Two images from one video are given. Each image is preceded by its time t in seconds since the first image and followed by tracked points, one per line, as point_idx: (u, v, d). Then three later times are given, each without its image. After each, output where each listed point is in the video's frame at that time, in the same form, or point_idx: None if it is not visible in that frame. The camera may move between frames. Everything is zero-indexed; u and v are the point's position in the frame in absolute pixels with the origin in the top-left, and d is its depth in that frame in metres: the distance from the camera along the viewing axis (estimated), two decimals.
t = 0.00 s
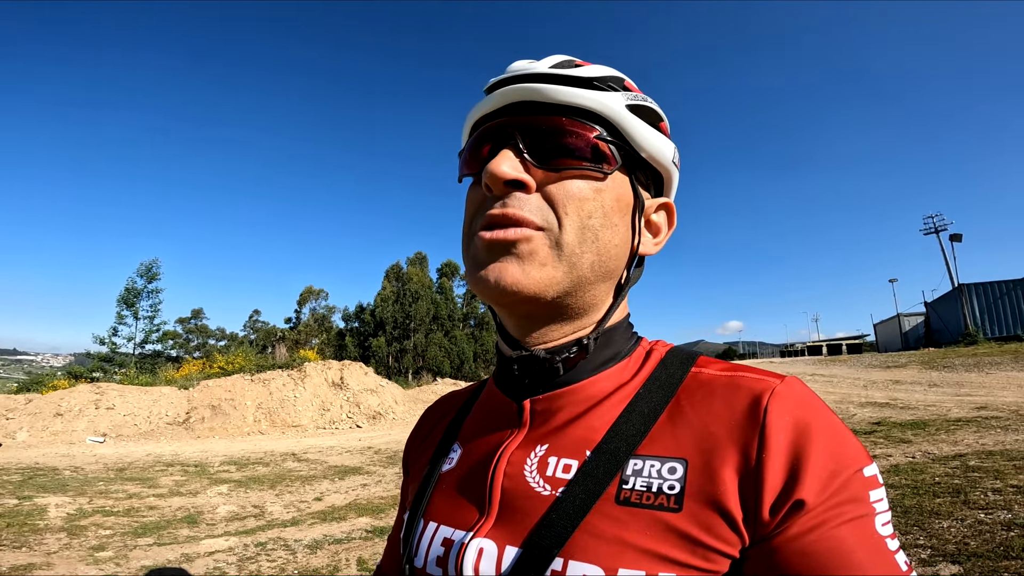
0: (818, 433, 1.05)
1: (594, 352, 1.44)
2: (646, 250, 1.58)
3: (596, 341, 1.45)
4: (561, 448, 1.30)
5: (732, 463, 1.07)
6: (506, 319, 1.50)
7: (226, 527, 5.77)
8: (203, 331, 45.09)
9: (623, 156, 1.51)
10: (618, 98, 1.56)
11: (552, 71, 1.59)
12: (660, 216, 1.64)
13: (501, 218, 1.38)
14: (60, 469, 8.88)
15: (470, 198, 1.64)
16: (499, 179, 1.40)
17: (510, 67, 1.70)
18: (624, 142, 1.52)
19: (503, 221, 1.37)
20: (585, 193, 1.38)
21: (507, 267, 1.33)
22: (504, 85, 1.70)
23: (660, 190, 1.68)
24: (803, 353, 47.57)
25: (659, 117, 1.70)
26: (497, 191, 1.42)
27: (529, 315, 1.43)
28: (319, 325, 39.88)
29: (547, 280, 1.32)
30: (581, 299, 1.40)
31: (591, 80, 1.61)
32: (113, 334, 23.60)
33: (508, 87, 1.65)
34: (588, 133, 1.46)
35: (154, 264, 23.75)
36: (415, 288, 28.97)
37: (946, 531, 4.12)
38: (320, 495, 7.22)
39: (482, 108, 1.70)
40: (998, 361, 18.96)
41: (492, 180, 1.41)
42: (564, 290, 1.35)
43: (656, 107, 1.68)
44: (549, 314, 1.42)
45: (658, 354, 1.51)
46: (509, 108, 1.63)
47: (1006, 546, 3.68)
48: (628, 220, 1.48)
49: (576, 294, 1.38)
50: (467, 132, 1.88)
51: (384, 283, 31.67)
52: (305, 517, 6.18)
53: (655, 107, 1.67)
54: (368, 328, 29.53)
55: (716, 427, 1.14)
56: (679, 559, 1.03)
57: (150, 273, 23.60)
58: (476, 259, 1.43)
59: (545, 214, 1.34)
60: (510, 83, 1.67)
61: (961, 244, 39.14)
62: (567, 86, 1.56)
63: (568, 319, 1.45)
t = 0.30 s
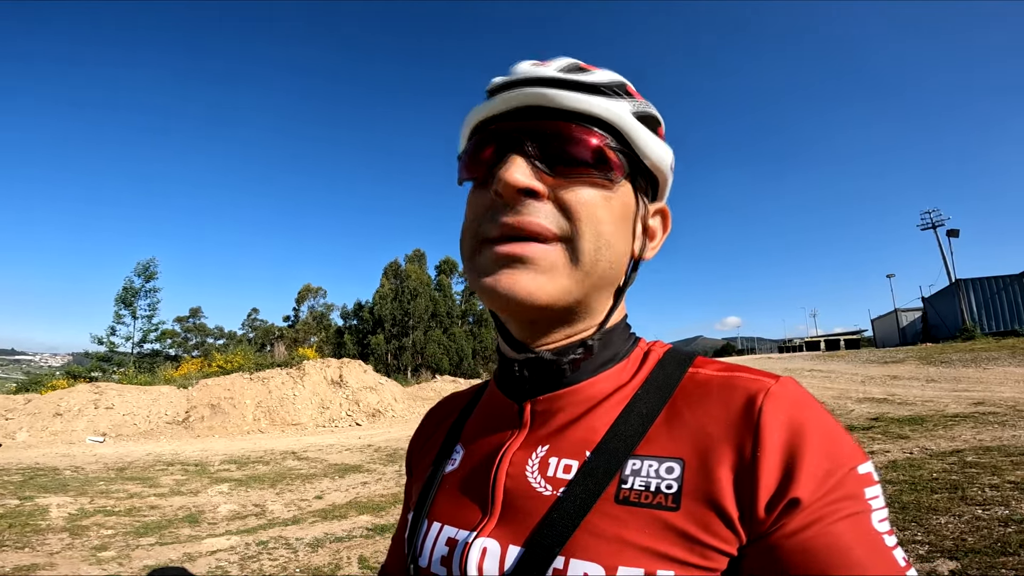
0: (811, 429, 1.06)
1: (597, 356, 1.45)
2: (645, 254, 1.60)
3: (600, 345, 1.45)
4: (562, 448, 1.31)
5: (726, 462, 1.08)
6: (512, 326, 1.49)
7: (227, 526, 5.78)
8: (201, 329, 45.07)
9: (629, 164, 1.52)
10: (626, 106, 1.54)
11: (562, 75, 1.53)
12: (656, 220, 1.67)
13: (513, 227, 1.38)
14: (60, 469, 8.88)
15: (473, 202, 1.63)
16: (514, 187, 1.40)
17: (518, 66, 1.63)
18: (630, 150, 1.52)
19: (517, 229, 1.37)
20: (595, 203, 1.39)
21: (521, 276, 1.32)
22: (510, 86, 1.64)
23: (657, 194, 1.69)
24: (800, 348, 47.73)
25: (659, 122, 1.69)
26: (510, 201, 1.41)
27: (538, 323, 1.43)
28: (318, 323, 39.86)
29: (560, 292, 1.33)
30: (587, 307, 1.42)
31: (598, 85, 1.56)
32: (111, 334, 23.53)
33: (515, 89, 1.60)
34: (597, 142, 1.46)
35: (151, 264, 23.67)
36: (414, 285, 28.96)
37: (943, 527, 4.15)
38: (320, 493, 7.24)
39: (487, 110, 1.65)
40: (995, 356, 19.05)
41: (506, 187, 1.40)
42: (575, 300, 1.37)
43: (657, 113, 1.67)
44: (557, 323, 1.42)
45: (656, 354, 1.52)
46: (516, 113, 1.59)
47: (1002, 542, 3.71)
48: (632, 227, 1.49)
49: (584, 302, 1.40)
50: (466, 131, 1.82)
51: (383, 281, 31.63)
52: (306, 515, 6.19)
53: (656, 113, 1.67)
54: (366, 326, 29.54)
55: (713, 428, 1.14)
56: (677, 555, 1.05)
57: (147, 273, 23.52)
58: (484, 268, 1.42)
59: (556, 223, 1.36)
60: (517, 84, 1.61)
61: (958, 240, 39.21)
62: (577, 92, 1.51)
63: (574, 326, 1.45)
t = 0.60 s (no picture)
0: (780, 441, 1.07)
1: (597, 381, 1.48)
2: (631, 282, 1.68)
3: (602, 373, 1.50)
4: (550, 462, 1.33)
5: (699, 474, 1.09)
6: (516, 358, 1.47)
7: (228, 526, 5.79)
8: (199, 328, 45.01)
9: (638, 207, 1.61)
10: (645, 152, 1.64)
11: (596, 114, 1.56)
12: (639, 250, 1.75)
13: (550, 273, 1.34)
14: (59, 469, 8.86)
15: (481, 231, 1.54)
16: (554, 235, 1.35)
17: (547, 95, 1.61)
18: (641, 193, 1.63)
19: (555, 276, 1.34)
20: (614, 248, 1.45)
21: (554, 323, 1.34)
22: (539, 114, 1.61)
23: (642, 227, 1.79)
24: (798, 345, 47.87)
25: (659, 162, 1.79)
26: (546, 245, 1.36)
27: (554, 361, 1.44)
28: (316, 321, 39.82)
29: (585, 334, 1.37)
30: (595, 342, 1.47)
31: (625, 127, 1.63)
32: (108, 333, 23.45)
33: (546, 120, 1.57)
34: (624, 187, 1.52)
35: (148, 263, 23.61)
36: (412, 283, 28.94)
37: (937, 525, 4.18)
38: (319, 493, 7.25)
39: (510, 134, 1.58)
40: (991, 353, 19.14)
41: (545, 233, 1.35)
42: (590, 339, 1.43)
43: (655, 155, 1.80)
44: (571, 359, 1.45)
45: (639, 372, 1.53)
46: (545, 145, 1.55)
47: (995, 541, 3.74)
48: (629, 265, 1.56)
49: (596, 339, 1.45)
50: (470, 148, 1.71)
51: (380, 279, 31.60)
52: (306, 515, 6.20)
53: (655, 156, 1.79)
54: (365, 324, 29.53)
55: (687, 442, 1.16)
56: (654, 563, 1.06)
57: (144, 272, 23.45)
58: (510, 309, 1.38)
59: (587, 270, 1.37)
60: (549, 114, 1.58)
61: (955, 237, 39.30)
62: (609, 134, 1.55)
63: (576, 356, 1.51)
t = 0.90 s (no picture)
0: (777, 427, 1.08)
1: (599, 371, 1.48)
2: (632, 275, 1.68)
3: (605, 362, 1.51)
4: (555, 448, 1.33)
5: (700, 460, 1.10)
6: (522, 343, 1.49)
7: (229, 523, 5.81)
8: (200, 327, 45.10)
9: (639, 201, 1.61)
10: (645, 148, 1.64)
11: (598, 111, 1.57)
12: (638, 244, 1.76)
13: (556, 260, 1.35)
14: (61, 468, 8.88)
15: (487, 224, 1.55)
16: (560, 223, 1.36)
17: (552, 93, 1.62)
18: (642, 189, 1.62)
19: (561, 262, 1.35)
20: (617, 237, 1.45)
21: (562, 307, 1.35)
22: (543, 112, 1.62)
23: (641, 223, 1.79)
24: (799, 343, 47.85)
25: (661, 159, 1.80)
26: (552, 233, 1.38)
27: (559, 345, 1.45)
28: (317, 319, 39.85)
29: (590, 319, 1.38)
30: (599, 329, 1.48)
31: (627, 124, 1.64)
32: (110, 332, 23.47)
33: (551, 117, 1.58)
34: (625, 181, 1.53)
35: (149, 261, 23.61)
36: (413, 281, 28.95)
37: (937, 523, 4.18)
38: (321, 491, 7.26)
39: (514, 130, 1.59)
40: (992, 351, 19.13)
41: (551, 221, 1.36)
42: (595, 326, 1.43)
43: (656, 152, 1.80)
44: (575, 345, 1.46)
45: (639, 362, 1.54)
46: (548, 140, 1.56)
47: (995, 539, 3.74)
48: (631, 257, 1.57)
49: (599, 326, 1.46)
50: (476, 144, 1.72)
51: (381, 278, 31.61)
52: (307, 513, 6.21)
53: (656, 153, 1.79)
54: (366, 323, 29.56)
55: (688, 428, 1.16)
56: (658, 546, 1.06)
57: (145, 271, 23.46)
58: (518, 296, 1.39)
59: (592, 258, 1.38)
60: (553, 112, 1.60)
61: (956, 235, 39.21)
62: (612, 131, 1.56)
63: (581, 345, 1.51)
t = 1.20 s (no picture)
0: (787, 429, 1.07)
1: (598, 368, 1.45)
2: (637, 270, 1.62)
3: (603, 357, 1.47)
4: (558, 450, 1.33)
5: (706, 462, 1.09)
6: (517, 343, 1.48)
7: (228, 523, 5.80)
8: (200, 326, 45.11)
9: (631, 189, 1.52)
10: (632, 134, 1.57)
11: (574, 101, 1.53)
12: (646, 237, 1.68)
13: (533, 253, 1.35)
14: (60, 467, 8.88)
15: (479, 225, 1.57)
16: (535, 214, 1.37)
17: (528, 90, 1.61)
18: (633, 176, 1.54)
19: (539, 255, 1.34)
20: (603, 226, 1.40)
21: (542, 299, 1.33)
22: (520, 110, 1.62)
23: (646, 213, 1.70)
24: (799, 343, 47.86)
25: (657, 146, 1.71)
26: (530, 226, 1.38)
27: (548, 342, 1.43)
28: (316, 318, 39.84)
29: (574, 313, 1.35)
30: (592, 325, 1.44)
31: (609, 112, 1.57)
32: (110, 331, 23.45)
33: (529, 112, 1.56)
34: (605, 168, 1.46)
35: (148, 260, 23.59)
36: (413, 281, 28.93)
37: (937, 524, 4.18)
38: (320, 490, 7.25)
39: (493, 129, 1.61)
40: (992, 351, 19.15)
41: (527, 214, 1.37)
42: (584, 320, 1.39)
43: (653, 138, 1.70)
44: (566, 341, 1.43)
45: (644, 363, 1.53)
46: (527, 135, 1.55)
47: (995, 539, 3.74)
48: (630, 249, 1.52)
49: (591, 321, 1.41)
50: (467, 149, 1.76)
51: (381, 277, 31.59)
52: (305, 512, 6.20)
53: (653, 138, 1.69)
54: (365, 322, 29.55)
55: (695, 429, 1.16)
56: (664, 549, 1.06)
57: (145, 271, 23.44)
58: (502, 292, 1.40)
59: (573, 249, 1.36)
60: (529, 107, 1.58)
61: (956, 235, 39.20)
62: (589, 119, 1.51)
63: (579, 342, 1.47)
